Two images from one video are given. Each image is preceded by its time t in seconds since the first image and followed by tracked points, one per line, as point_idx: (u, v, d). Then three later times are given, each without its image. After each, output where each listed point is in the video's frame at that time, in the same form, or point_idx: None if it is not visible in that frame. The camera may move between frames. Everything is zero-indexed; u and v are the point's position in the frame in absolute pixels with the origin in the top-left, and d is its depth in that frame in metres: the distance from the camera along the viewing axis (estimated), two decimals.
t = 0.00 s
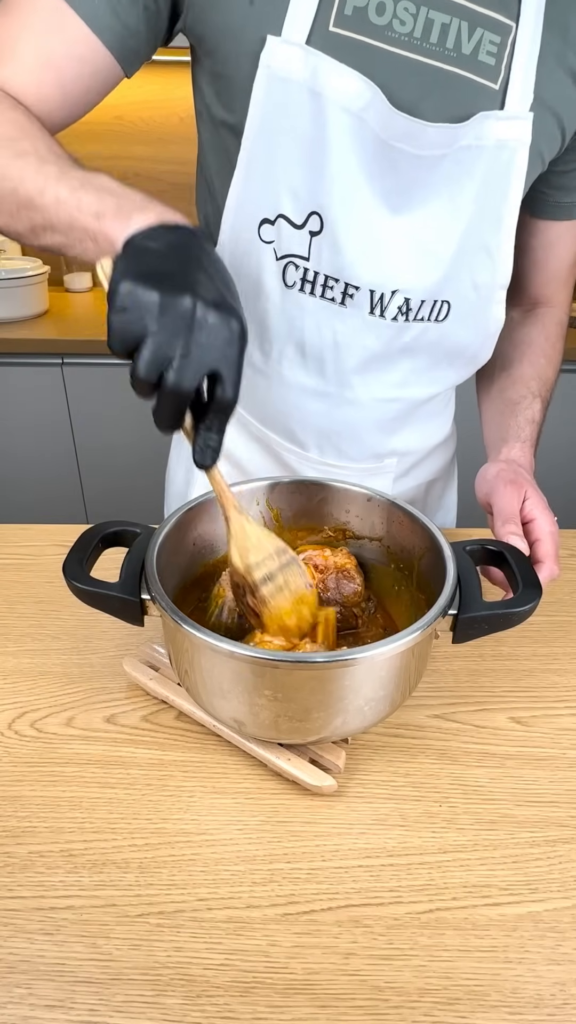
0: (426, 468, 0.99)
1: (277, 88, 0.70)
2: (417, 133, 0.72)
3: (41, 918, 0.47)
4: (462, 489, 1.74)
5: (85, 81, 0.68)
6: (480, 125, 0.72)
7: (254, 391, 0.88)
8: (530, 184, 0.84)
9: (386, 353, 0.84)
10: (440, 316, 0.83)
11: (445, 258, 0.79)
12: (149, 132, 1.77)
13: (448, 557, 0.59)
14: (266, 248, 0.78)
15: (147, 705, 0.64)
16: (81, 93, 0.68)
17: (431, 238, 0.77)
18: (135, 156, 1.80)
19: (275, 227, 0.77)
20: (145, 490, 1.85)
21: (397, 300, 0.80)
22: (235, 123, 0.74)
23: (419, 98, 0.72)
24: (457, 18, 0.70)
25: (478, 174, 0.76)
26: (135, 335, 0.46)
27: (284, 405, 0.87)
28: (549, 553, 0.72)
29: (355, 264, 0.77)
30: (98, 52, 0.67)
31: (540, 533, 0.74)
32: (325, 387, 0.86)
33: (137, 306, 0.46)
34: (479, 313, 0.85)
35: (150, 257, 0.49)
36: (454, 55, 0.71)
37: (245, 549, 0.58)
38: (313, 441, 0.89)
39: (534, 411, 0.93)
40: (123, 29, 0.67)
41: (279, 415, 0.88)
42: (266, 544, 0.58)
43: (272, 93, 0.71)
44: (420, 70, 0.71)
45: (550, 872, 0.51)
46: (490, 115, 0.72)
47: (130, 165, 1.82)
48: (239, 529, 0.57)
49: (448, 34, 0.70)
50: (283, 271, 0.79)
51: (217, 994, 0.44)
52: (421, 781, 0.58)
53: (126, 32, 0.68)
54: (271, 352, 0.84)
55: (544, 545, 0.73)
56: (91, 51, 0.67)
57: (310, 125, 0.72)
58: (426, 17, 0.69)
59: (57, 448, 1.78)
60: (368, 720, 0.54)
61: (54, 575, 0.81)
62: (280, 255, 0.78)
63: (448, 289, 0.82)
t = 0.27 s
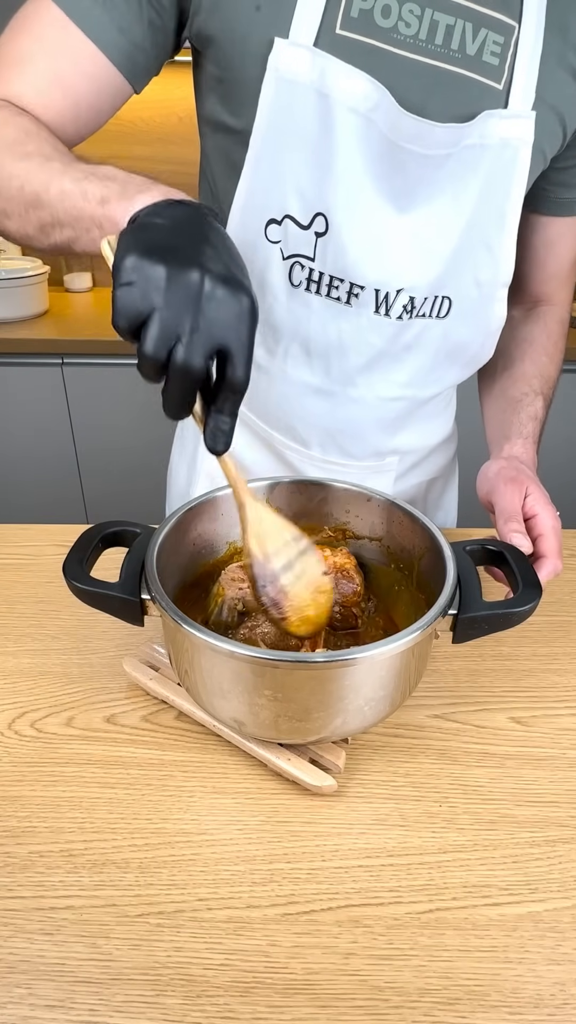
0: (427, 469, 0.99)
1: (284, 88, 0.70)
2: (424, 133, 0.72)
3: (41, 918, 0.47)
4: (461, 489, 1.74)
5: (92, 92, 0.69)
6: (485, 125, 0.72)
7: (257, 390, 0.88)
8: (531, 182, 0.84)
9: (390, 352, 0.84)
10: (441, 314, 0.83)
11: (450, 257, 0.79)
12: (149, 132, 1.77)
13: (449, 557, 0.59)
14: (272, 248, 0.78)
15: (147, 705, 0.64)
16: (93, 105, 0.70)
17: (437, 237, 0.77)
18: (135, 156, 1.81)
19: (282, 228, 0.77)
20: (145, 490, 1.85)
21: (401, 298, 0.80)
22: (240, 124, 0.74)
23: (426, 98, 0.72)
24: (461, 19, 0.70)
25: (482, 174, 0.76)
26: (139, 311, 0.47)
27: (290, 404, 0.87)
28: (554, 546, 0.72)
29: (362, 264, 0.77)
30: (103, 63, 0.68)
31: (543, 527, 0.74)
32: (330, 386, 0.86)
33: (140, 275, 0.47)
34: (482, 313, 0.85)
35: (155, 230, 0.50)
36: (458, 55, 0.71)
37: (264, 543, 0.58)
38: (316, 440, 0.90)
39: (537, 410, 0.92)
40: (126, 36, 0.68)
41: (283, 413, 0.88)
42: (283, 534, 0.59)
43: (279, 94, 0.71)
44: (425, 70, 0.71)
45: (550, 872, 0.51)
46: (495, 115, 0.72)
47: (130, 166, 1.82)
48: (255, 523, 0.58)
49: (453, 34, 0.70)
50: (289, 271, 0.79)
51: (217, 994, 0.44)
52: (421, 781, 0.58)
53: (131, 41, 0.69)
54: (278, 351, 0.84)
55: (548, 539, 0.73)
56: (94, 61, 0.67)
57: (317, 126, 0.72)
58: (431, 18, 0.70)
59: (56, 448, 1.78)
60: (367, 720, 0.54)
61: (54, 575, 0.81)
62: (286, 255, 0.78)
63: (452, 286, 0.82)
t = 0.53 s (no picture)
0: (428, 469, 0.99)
1: (285, 88, 0.70)
2: (424, 131, 0.72)
3: (41, 918, 0.47)
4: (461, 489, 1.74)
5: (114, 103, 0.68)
6: (486, 124, 0.73)
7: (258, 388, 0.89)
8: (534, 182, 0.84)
9: (389, 351, 0.83)
10: (440, 311, 0.83)
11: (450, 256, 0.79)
12: (149, 132, 1.77)
13: (448, 557, 0.59)
14: (272, 246, 0.78)
15: (147, 705, 0.64)
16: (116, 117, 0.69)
17: (437, 235, 0.77)
18: (135, 156, 1.80)
19: (282, 225, 0.77)
20: (145, 490, 1.85)
21: (400, 295, 0.80)
22: (243, 124, 0.75)
23: (427, 97, 0.72)
24: (464, 17, 0.70)
25: (483, 171, 0.75)
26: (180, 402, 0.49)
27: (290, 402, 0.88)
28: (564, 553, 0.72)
29: (359, 262, 0.77)
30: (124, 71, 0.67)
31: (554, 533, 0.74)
32: (328, 384, 0.86)
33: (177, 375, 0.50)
34: (482, 312, 0.84)
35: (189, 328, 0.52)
36: (461, 53, 0.71)
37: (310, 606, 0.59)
38: (315, 436, 0.90)
39: (540, 410, 0.93)
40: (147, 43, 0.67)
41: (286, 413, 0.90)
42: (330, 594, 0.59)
43: (280, 92, 0.71)
44: (427, 68, 0.71)
45: (550, 872, 0.51)
46: (496, 114, 0.72)
47: (130, 165, 1.82)
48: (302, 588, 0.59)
49: (455, 33, 0.71)
50: (288, 271, 0.79)
51: (217, 994, 0.44)
52: (421, 781, 0.58)
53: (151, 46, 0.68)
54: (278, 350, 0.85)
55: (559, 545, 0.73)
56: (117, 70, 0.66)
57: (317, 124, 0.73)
58: (434, 17, 0.70)
59: (57, 448, 1.78)
60: (368, 720, 0.54)
61: (54, 575, 0.81)
62: (285, 254, 0.79)
63: (453, 285, 0.81)
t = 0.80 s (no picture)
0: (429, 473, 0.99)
1: (293, 89, 0.70)
2: (432, 129, 0.72)
3: (41, 918, 0.47)
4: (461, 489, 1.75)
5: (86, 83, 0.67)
6: (496, 124, 0.73)
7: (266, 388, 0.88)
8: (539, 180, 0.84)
9: (400, 352, 0.84)
10: (451, 312, 0.83)
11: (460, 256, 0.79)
12: (149, 132, 1.77)
13: (448, 557, 0.59)
14: (280, 249, 0.78)
15: (148, 705, 0.64)
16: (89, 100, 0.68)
17: (448, 235, 0.77)
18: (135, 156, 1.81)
19: (290, 228, 0.76)
20: (146, 489, 1.85)
21: (410, 297, 0.80)
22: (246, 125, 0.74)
23: (435, 97, 0.72)
24: (471, 16, 0.70)
25: (492, 172, 0.76)
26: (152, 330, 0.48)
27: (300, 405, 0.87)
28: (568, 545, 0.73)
29: (370, 264, 0.77)
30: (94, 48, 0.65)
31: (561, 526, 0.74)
32: (339, 386, 0.85)
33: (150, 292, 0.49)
34: (489, 311, 0.85)
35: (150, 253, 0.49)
36: (469, 52, 0.71)
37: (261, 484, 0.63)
38: (326, 441, 0.90)
39: (545, 403, 0.93)
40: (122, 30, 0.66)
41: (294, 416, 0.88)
42: (278, 475, 0.64)
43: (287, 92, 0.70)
44: (434, 67, 0.71)
45: (550, 872, 0.51)
46: (505, 114, 0.72)
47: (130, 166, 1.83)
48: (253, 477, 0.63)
49: (463, 33, 0.70)
50: (298, 271, 0.78)
51: (217, 994, 0.43)
52: (421, 781, 0.58)
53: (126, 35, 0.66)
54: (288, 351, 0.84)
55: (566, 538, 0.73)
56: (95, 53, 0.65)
57: (324, 125, 0.72)
58: (441, 16, 0.70)
59: (57, 448, 1.78)
60: (368, 720, 0.54)
61: (54, 575, 0.81)
62: (295, 255, 0.78)
63: (461, 285, 0.82)
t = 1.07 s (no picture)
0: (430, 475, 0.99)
1: (296, 93, 0.70)
2: (434, 135, 0.72)
3: (41, 918, 0.47)
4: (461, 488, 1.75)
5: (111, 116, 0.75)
6: (498, 126, 0.72)
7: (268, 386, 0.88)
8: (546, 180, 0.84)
9: (401, 354, 0.84)
10: (452, 314, 0.83)
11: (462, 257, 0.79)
12: (150, 132, 1.77)
13: (449, 557, 0.59)
14: (283, 249, 0.78)
15: (148, 705, 0.64)
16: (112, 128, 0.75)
17: (449, 237, 0.77)
18: (136, 156, 1.81)
19: (292, 229, 0.77)
20: (146, 489, 1.85)
21: (411, 300, 0.80)
22: (250, 132, 0.75)
23: (436, 100, 0.72)
24: (473, 20, 0.70)
25: (495, 174, 0.75)
26: (151, 313, 0.53)
27: (301, 404, 0.88)
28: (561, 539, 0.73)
29: (371, 265, 0.77)
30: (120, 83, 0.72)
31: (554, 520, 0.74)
32: (339, 385, 0.86)
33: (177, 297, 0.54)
34: (492, 312, 0.84)
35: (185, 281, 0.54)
36: (471, 56, 0.71)
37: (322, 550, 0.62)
38: (325, 440, 0.90)
39: (547, 401, 0.92)
40: (134, 55, 0.71)
41: (296, 414, 0.89)
42: (315, 501, 0.62)
43: (289, 96, 0.70)
44: (436, 71, 0.71)
45: (550, 872, 0.51)
46: (508, 115, 0.72)
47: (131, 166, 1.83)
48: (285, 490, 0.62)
49: (465, 35, 0.70)
50: (300, 272, 0.79)
51: (217, 994, 0.43)
52: (421, 781, 0.58)
53: (141, 62, 0.72)
54: (291, 351, 0.85)
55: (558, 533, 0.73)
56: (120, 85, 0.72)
57: (326, 127, 0.72)
58: (442, 21, 0.70)
59: (57, 448, 1.78)
60: (368, 720, 0.54)
61: (54, 575, 0.81)
62: (296, 256, 0.78)
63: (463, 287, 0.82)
